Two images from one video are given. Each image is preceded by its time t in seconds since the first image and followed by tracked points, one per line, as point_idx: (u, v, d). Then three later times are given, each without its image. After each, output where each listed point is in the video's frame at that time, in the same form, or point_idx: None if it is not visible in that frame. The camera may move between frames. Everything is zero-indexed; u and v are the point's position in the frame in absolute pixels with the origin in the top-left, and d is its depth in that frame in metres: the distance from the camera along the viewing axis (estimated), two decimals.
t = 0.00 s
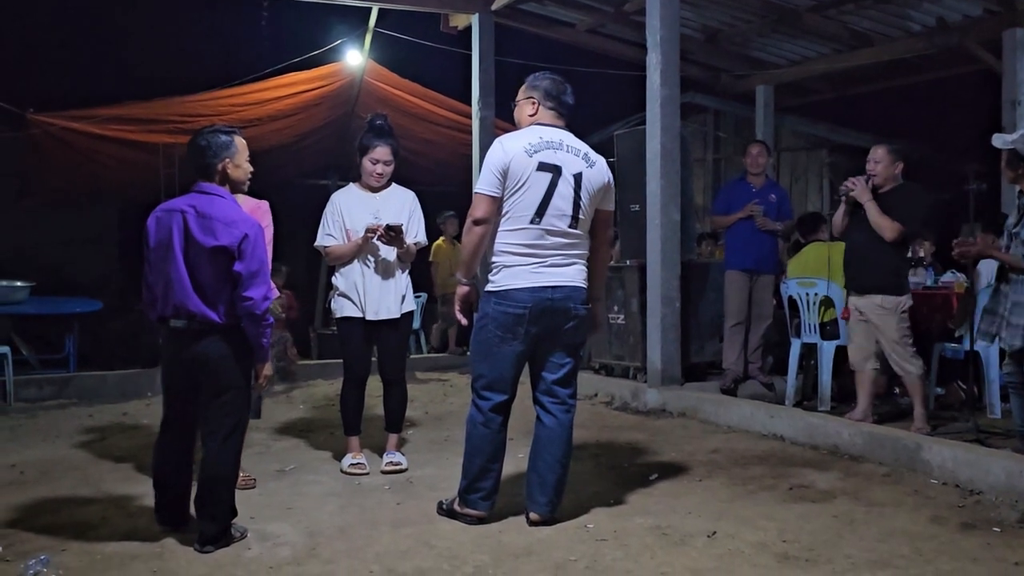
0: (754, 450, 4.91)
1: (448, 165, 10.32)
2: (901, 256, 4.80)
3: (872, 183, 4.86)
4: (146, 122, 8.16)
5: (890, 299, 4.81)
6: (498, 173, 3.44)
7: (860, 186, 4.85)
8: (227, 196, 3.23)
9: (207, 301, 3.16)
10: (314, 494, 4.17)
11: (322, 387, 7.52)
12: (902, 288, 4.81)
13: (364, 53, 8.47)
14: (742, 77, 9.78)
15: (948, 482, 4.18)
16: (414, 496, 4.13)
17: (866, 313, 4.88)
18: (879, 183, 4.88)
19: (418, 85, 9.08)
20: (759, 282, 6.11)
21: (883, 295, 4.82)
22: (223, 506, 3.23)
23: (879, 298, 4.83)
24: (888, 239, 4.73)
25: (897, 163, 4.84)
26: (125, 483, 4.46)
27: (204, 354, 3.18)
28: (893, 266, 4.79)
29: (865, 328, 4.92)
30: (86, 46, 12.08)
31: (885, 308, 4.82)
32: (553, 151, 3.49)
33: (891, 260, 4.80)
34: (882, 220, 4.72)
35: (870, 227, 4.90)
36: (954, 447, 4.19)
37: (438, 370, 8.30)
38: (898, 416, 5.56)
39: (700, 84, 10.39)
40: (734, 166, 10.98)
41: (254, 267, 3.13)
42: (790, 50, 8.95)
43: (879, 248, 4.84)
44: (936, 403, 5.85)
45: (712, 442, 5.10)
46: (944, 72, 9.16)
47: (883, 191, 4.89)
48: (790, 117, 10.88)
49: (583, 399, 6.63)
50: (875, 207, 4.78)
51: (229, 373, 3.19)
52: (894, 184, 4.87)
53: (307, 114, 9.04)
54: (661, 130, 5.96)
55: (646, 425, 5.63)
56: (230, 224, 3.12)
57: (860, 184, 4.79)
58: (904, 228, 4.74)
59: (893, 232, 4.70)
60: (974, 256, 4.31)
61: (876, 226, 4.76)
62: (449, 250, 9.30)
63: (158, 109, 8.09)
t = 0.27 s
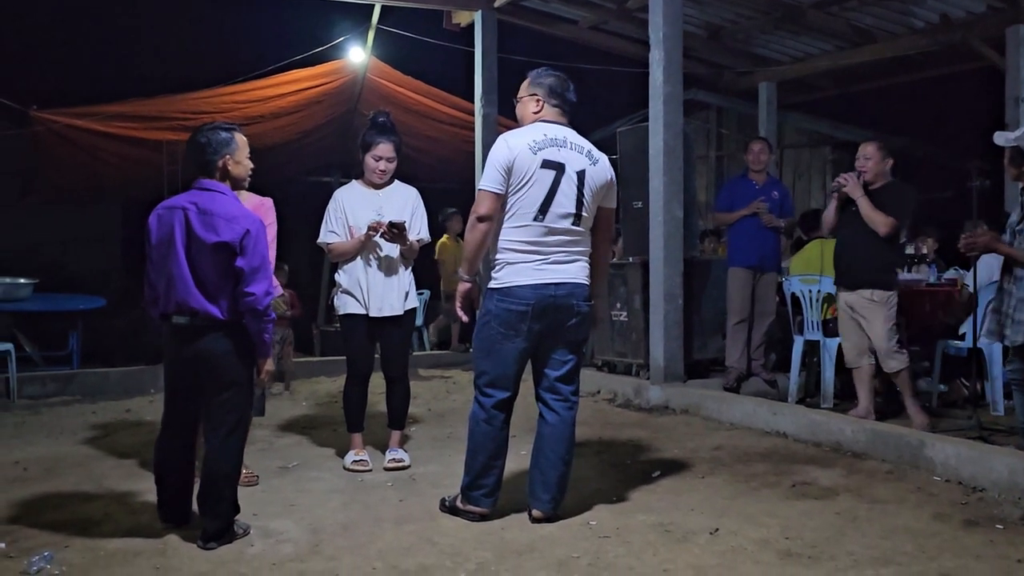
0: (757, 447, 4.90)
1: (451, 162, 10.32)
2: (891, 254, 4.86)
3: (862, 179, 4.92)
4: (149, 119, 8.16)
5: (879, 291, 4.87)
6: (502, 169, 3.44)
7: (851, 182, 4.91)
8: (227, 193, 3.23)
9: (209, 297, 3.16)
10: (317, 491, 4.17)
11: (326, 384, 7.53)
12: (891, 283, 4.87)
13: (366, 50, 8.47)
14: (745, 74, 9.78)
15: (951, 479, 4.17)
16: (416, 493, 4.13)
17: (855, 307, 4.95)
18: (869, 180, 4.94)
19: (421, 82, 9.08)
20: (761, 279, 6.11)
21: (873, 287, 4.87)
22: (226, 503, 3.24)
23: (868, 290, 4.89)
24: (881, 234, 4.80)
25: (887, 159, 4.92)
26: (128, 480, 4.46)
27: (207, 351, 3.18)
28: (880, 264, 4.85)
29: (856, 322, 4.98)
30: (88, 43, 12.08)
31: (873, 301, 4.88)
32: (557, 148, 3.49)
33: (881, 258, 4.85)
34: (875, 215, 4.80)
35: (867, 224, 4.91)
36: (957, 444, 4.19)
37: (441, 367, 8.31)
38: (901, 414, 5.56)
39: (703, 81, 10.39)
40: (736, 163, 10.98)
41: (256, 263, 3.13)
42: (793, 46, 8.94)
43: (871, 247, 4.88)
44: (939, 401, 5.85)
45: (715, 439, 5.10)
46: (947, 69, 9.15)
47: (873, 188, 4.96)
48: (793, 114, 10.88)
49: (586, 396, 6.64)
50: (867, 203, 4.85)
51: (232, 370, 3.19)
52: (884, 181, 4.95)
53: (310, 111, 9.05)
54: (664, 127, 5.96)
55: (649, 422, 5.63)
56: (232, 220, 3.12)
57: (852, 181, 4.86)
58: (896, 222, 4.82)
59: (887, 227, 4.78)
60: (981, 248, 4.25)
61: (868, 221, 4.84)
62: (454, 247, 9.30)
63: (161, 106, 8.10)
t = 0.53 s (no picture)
0: (759, 445, 4.90)
1: (452, 160, 10.32)
2: (891, 251, 4.87)
3: (855, 174, 4.97)
4: (151, 117, 8.16)
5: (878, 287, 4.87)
6: (504, 167, 3.44)
7: (846, 176, 4.94)
8: (229, 190, 3.23)
9: (211, 294, 3.16)
10: (319, 489, 4.17)
11: (327, 382, 7.53)
12: (890, 280, 4.88)
13: (368, 48, 8.47)
14: (746, 72, 9.77)
15: (953, 477, 4.17)
16: (418, 490, 4.13)
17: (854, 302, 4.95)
18: (862, 176, 4.99)
19: (422, 80, 9.07)
20: (763, 277, 6.11)
21: (871, 281, 4.87)
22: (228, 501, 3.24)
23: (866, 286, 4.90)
24: (882, 223, 4.81)
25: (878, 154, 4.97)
26: (130, 478, 4.47)
27: (209, 349, 3.18)
28: (879, 261, 4.85)
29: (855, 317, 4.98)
30: (90, 41, 12.08)
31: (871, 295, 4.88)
32: (559, 146, 3.49)
33: (880, 254, 4.85)
34: (874, 205, 4.82)
35: (869, 222, 4.91)
36: (959, 441, 4.19)
37: (442, 365, 8.31)
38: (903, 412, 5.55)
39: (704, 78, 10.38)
40: (738, 161, 10.97)
41: (257, 260, 3.13)
42: (794, 44, 8.93)
43: (871, 243, 4.88)
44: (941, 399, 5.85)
45: (716, 437, 5.10)
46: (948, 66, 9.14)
47: (867, 182, 4.99)
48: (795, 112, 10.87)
49: (587, 394, 6.64)
50: (863, 194, 4.87)
51: (233, 367, 3.20)
52: (876, 176, 4.99)
53: (312, 109, 9.05)
54: (666, 125, 5.95)
55: (651, 420, 5.63)
56: (233, 218, 3.13)
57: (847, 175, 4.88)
58: (893, 210, 4.84)
59: (887, 215, 4.79)
60: (987, 243, 4.16)
61: (868, 213, 4.84)
62: (456, 245, 9.30)
63: (163, 105, 8.10)
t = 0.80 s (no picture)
0: (760, 444, 4.90)
1: (453, 158, 10.32)
2: (891, 249, 4.87)
3: (852, 173, 4.98)
4: (152, 115, 8.16)
5: (878, 286, 4.86)
6: (506, 166, 3.44)
7: (842, 175, 4.95)
8: (231, 188, 3.23)
9: (213, 292, 3.16)
10: (320, 487, 4.18)
11: (329, 380, 7.53)
12: (890, 278, 4.88)
13: (369, 46, 8.47)
14: (747, 70, 9.77)
15: (954, 476, 4.17)
16: (419, 489, 4.14)
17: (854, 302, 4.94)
18: (858, 175, 5.01)
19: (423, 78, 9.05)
20: (764, 275, 6.11)
21: (871, 281, 4.87)
22: (229, 500, 3.24)
23: (867, 285, 4.89)
24: (877, 219, 4.82)
25: (874, 155, 4.99)
26: (132, 475, 4.47)
27: (210, 347, 3.18)
28: (880, 259, 4.85)
29: (855, 316, 4.97)
30: (91, 38, 12.07)
31: (873, 296, 4.87)
32: (561, 145, 3.49)
33: (880, 251, 4.85)
34: (869, 201, 4.82)
35: (869, 221, 4.91)
36: (959, 440, 4.19)
37: (443, 363, 8.31)
38: (904, 411, 5.55)
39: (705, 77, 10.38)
40: (739, 159, 10.97)
41: (259, 258, 3.13)
42: (795, 43, 8.92)
43: (870, 241, 4.88)
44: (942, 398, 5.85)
45: (717, 436, 5.10)
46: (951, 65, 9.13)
47: (863, 181, 5.00)
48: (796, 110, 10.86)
49: (588, 392, 6.63)
50: (859, 191, 4.88)
51: (234, 366, 3.20)
52: (872, 174, 5.00)
53: (313, 107, 9.05)
54: (667, 123, 5.95)
55: (651, 418, 5.63)
56: (235, 215, 3.13)
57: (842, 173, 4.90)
58: (890, 206, 4.84)
59: (882, 211, 4.80)
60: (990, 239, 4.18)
61: (865, 210, 4.84)
62: (457, 243, 9.30)
63: (164, 103, 8.10)
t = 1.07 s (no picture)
0: (761, 442, 4.89)
1: (455, 156, 10.32)
2: (893, 247, 4.87)
3: (852, 171, 4.98)
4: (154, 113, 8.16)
5: (879, 285, 4.86)
6: (507, 163, 3.43)
7: (843, 172, 4.95)
8: (232, 185, 3.23)
9: (215, 289, 3.16)
10: (321, 485, 4.18)
11: (330, 378, 7.53)
12: (891, 276, 4.87)
13: (370, 44, 8.47)
14: (749, 68, 9.76)
15: (956, 474, 4.16)
16: (420, 486, 4.14)
17: (856, 299, 4.94)
18: (859, 172, 4.99)
19: (425, 76, 9.09)
20: (765, 274, 6.10)
21: (872, 280, 4.87)
22: (229, 498, 3.24)
23: (868, 283, 4.88)
24: (877, 217, 4.82)
25: (877, 152, 4.97)
26: (133, 473, 4.47)
27: (211, 345, 3.18)
28: (881, 257, 4.84)
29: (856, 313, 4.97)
30: (93, 36, 12.07)
31: (875, 294, 4.87)
32: (562, 143, 3.49)
33: (881, 249, 4.85)
34: (869, 199, 4.82)
35: (871, 219, 4.90)
36: (961, 438, 4.18)
37: (445, 361, 8.30)
38: (906, 409, 5.55)
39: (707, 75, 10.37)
40: (741, 157, 10.97)
41: (260, 255, 3.13)
42: (797, 40, 8.91)
43: (872, 239, 4.87)
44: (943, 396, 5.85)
45: (719, 434, 5.09)
46: (954, 63, 9.12)
47: (864, 179, 4.99)
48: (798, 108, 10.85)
49: (590, 390, 6.63)
50: (859, 189, 4.88)
51: (236, 364, 3.20)
52: (873, 172, 4.98)
53: (315, 105, 9.05)
54: (669, 121, 5.94)
55: (653, 416, 5.63)
56: (236, 212, 3.12)
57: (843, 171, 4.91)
58: (891, 204, 4.83)
59: (882, 209, 4.80)
60: (995, 236, 4.16)
61: (865, 208, 4.84)
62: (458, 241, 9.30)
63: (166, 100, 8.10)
